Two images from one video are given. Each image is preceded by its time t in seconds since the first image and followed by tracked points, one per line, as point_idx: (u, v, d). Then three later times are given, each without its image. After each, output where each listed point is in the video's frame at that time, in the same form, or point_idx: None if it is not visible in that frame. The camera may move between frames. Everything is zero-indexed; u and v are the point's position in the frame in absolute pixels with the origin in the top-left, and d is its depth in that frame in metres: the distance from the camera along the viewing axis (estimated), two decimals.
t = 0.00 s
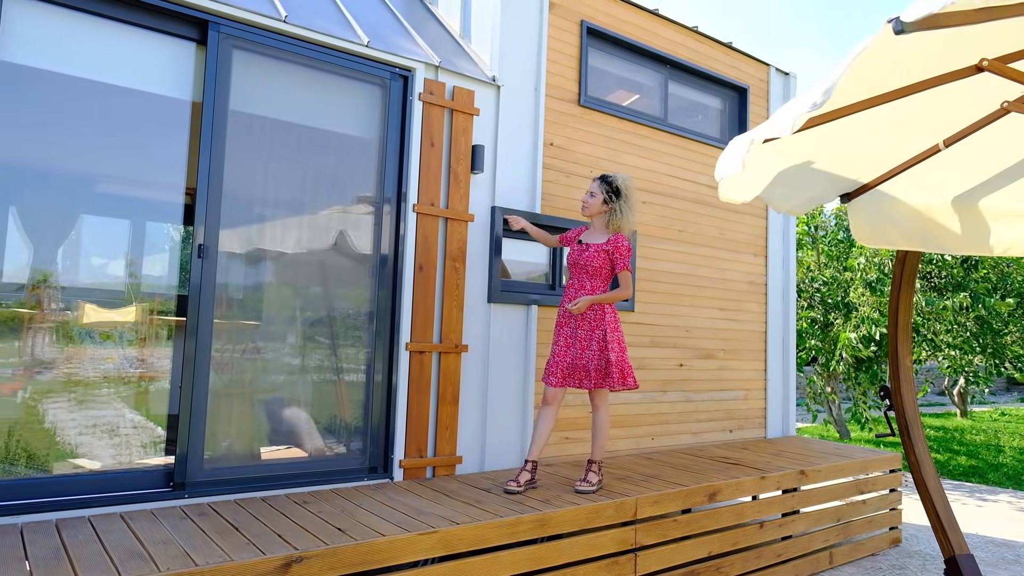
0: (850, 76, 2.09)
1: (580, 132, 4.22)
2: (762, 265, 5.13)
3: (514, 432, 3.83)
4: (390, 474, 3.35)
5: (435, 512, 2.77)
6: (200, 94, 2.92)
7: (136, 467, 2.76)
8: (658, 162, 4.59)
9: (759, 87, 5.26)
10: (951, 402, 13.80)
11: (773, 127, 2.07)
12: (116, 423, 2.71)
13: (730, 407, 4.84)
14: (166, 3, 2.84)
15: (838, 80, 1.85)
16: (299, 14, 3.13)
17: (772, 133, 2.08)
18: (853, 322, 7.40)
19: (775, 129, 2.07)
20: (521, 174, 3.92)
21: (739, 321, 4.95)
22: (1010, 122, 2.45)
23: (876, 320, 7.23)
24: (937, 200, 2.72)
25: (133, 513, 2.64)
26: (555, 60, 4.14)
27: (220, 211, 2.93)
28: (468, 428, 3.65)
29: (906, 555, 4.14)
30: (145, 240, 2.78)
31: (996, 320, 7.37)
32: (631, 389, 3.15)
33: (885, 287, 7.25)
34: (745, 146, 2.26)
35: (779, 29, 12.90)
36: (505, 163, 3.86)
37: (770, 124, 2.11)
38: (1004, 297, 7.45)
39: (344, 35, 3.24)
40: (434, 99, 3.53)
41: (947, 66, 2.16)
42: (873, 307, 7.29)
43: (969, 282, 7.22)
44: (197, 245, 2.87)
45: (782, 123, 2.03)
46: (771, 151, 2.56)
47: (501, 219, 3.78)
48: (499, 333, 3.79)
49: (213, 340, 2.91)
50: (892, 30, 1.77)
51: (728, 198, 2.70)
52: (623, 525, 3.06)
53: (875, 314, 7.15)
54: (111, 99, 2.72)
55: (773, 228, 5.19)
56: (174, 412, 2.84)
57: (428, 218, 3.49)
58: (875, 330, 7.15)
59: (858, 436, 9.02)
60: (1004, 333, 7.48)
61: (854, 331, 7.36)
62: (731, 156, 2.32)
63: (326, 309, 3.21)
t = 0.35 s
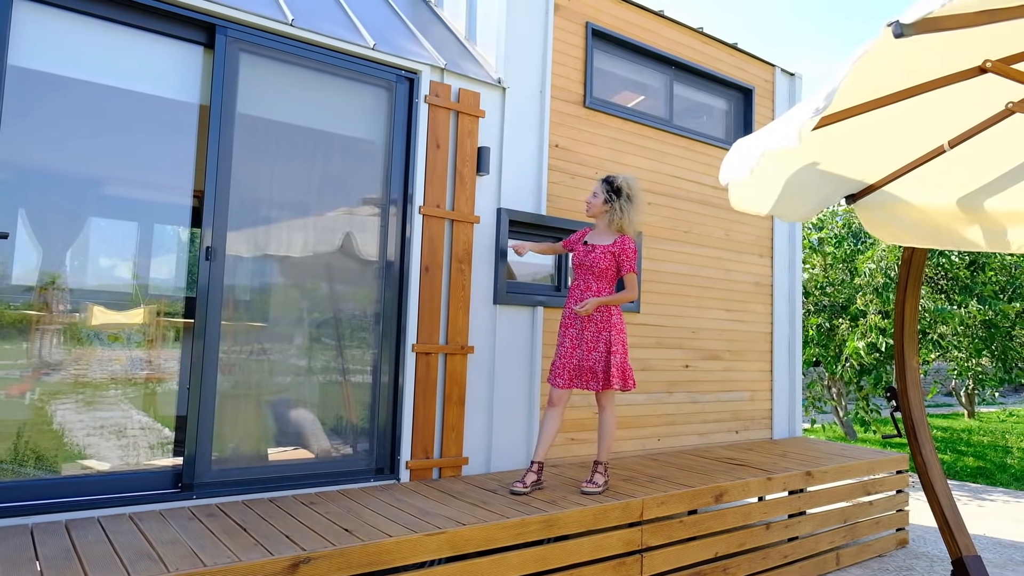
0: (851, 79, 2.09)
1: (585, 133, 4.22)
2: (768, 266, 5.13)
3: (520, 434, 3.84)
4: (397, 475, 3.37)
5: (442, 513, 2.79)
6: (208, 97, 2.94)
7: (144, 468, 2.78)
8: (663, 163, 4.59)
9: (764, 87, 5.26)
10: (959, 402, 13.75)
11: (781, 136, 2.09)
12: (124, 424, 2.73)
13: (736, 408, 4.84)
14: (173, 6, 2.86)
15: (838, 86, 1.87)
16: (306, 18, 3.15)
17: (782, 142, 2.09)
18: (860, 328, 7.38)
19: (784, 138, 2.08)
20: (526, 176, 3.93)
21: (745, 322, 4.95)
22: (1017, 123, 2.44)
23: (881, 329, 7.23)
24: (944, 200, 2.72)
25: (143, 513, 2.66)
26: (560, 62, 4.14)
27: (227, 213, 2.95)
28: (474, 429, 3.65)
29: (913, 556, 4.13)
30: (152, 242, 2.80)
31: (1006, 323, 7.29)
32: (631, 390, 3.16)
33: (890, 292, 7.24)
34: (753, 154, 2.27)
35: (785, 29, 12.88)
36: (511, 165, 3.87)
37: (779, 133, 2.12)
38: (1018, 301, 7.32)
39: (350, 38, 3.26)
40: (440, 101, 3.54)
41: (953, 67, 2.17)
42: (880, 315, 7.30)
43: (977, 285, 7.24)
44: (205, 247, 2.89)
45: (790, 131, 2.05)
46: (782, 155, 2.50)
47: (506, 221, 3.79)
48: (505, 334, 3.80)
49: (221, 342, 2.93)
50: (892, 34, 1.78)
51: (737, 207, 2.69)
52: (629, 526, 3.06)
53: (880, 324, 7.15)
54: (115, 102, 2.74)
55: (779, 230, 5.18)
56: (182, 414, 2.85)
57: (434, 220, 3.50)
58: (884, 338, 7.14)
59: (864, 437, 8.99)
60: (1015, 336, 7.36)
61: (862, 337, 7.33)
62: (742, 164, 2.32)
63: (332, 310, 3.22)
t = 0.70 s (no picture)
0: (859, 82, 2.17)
1: (590, 134, 4.23)
2: (773, 266, 5.12)
3: (526, 433, 3.84)
4: (403, 475, 3.38)
5: (448, 513, 2.80)
6: (216, 99, 2.96)
7: (152, 467, 2.80)
8: (668, 163, 4.59)
9: (770, 87, 5.26)
10: (966, 402, 13.69)
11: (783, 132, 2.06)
12: (131, 424, 2.75)
13: (742, 408, 4.83)
14: (181, 9, 2.87)
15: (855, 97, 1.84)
16: (312, 20, 3.17)
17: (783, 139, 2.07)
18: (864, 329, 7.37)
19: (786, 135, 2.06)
20: (531, 177, 3.94)
21: (750, 322, 4.95)
22: None
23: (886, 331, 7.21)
24: (951, 201, 2.71)
25: (151, 513, 2.68)
26: (565, 62, 4.15)
27: (235, 215, 2.97)
28: (480, 429, 3.66)
29: (920, 557, 4.12)
30: (160, 243, 2.82)
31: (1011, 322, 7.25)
32: (635, 391, 3.17)
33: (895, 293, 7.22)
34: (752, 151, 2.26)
35: (790, 29, 12.85)
36: (516, 167, 3.87)
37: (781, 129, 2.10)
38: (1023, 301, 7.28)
39: (357, 40, 3.27)
40: (445, 102, 3.55)
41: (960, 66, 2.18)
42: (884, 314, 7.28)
43: (981, 284, 7.24)
44: (213, 249, 2.91)
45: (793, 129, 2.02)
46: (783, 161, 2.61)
47: (512, 221, 3.80)
48: (511, 334, 3.81)
49: (229, 343, 2.94)
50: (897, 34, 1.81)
51: (743, 207, 2.76)
52: (635, 526, 3.06)
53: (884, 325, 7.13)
54: (122, 105, 2.76)
55: (785, 230, 5.18)
56: (190, 414, 2.87)
57: (440, 221, 3.51)
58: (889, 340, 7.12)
59: (871, 438, 8.96)
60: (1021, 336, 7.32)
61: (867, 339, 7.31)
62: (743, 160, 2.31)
63: (338, 311, 3.23)
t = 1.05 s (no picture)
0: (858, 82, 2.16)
1: (597, 134, 4.23)
2: (780, 266, 5.11)
3: (532, 433, 3.85)
4: (410, 475, 3.39)
5: (455, 512, 2.81)
6: (224, 100, 2.98)
7: (160, 466, 2.81)
8: (675, 163, 4.59)
9: (777, 87, 5.25)
10: (975, 403, 13.63)
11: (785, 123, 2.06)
12: (139, 424, 2.77)
13: (749, 408, 4.83)
14: (189, 11, 2.89)
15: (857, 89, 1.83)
16: (319, 22, 3.18)
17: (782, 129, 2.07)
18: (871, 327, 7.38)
19: (789, 122, 2.07)
20: (538, 177, 3.94)
21: (757, 322, 4.94)
22: None
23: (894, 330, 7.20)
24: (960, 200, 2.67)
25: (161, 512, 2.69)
26: (572, 62, 4.15)
27: (243, 215, 2.99)
28: (487, 429, 3.67)
29: (927, 558, 4.11)
30: (168, 244, 2.83)
31: (1018, 321, 7.24)
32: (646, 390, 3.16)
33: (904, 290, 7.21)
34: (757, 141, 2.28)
35: (797, 29, 12.82)
36: (523, 167, 3.88)
37: (782, 119, 2.10)
38: None
39: (363, 41, 3.29)
40: (452, 103, 3.56)
41: (966, 67, 2.17)
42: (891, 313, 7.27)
43: (987, 283, 7.30)
44: (221, 249, 2.92)
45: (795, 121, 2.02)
46: (787, 155, 2.61)
47: (519, 222, 3.81)
48: (518, 334, 3.82)
49: (237, 342, 2.96)
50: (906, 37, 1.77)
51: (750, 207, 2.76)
52: (641, 525, 3.07)
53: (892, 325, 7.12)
54: (131, 106, 2.77)
55: (792, 230, 5.17)
56: (199, 413, 2.89)
57: (446, 221, 3.52)
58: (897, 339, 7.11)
59: (878, 437, 8.94)
60: None
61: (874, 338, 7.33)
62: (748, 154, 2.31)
63: (344, 311, 3.25)
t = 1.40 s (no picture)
0: (864, 83, 2.17)
1: (604, 134, 4.23)
2: (788, 266, 5.10)
3: (540, 433, 3.86)
4: (418, 474, 3.40)
5: (463, 512, 2.82)
6: (234, 102, 2.99)
7: (169, 465, 2.83)
8: (682, 163, 4.59)
9: (785, 87, 5.24)
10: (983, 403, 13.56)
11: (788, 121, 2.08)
12: (148, 423, 2.79)
13: (757, 409, 4.82)
14: (199, 13, 2.90)
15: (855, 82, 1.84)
16: (328, 23, 3.20)
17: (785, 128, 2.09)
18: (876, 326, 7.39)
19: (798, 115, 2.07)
20: (545, 178, 3.95)
21: (765, 323, 4.93)
22: None
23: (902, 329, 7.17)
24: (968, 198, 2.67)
25: (171, 510, 2.71)
26: (579, 63, 4.16)
27: (252, 215, 3.00)
28: (495, 429, 3.68)
29: (936, 559, 4.10)
30: (177, 244, 2.85)
31: None
32: (656, 390, 3.12)
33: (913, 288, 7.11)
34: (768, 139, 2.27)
35: (804, 28, 12.78)
36: (530, 167, 3.88)
37: (787, 119, 2.12)
38: None
39: (372, 42, 3.30)
40: (460, 103, 3.57)
41: (975, 68, 2.17)
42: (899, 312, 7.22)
43: (998, 281, 7.14)
44: (230, 249, 2.94)
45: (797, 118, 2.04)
46: (796, 157, 2.60)
47: (526, 222, 3.82)
48: (525, 334, 3.82)
49: (246, 342, 2.98)
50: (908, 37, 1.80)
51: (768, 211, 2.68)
52: (649, 525, 3.07)
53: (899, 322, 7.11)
54: (140, 107, 2.79)
55: (800, 229, 5.15)
56: (208, 412, 2.91)
57: (454, 221, 3.53)
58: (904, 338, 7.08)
59: (886, 438, 8.91)
60: None
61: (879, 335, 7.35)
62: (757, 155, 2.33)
63: (352, 311, 3.26)
